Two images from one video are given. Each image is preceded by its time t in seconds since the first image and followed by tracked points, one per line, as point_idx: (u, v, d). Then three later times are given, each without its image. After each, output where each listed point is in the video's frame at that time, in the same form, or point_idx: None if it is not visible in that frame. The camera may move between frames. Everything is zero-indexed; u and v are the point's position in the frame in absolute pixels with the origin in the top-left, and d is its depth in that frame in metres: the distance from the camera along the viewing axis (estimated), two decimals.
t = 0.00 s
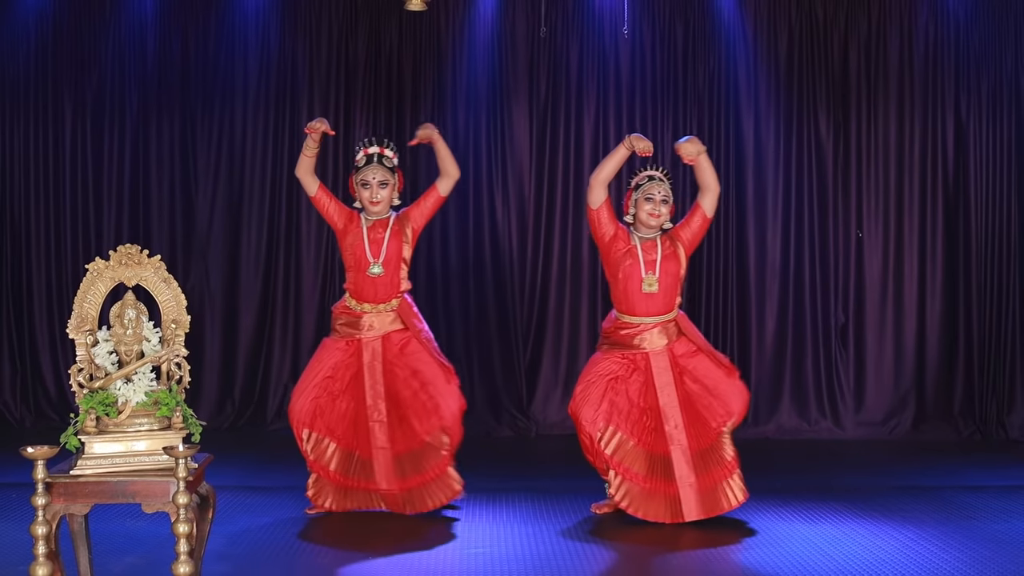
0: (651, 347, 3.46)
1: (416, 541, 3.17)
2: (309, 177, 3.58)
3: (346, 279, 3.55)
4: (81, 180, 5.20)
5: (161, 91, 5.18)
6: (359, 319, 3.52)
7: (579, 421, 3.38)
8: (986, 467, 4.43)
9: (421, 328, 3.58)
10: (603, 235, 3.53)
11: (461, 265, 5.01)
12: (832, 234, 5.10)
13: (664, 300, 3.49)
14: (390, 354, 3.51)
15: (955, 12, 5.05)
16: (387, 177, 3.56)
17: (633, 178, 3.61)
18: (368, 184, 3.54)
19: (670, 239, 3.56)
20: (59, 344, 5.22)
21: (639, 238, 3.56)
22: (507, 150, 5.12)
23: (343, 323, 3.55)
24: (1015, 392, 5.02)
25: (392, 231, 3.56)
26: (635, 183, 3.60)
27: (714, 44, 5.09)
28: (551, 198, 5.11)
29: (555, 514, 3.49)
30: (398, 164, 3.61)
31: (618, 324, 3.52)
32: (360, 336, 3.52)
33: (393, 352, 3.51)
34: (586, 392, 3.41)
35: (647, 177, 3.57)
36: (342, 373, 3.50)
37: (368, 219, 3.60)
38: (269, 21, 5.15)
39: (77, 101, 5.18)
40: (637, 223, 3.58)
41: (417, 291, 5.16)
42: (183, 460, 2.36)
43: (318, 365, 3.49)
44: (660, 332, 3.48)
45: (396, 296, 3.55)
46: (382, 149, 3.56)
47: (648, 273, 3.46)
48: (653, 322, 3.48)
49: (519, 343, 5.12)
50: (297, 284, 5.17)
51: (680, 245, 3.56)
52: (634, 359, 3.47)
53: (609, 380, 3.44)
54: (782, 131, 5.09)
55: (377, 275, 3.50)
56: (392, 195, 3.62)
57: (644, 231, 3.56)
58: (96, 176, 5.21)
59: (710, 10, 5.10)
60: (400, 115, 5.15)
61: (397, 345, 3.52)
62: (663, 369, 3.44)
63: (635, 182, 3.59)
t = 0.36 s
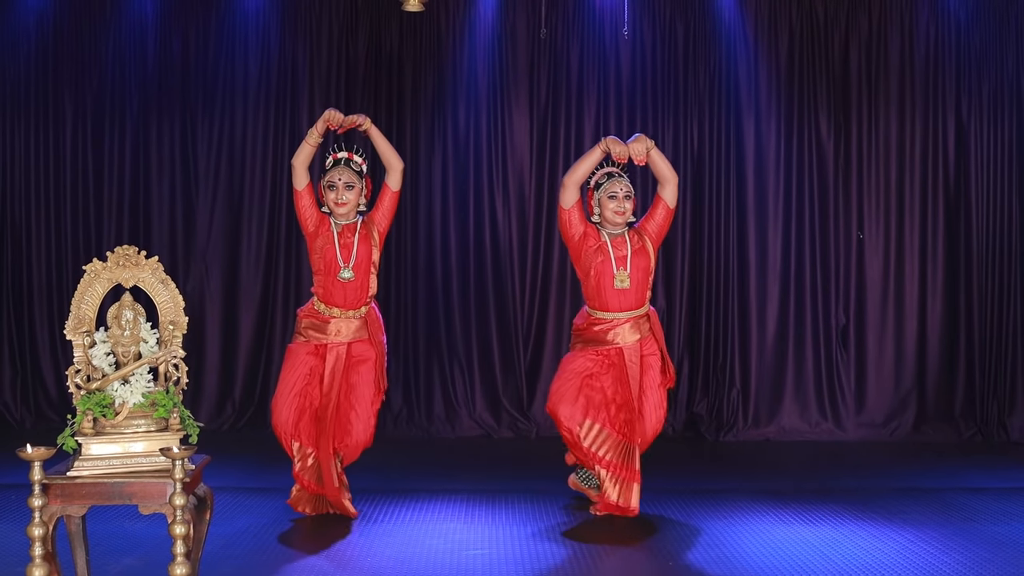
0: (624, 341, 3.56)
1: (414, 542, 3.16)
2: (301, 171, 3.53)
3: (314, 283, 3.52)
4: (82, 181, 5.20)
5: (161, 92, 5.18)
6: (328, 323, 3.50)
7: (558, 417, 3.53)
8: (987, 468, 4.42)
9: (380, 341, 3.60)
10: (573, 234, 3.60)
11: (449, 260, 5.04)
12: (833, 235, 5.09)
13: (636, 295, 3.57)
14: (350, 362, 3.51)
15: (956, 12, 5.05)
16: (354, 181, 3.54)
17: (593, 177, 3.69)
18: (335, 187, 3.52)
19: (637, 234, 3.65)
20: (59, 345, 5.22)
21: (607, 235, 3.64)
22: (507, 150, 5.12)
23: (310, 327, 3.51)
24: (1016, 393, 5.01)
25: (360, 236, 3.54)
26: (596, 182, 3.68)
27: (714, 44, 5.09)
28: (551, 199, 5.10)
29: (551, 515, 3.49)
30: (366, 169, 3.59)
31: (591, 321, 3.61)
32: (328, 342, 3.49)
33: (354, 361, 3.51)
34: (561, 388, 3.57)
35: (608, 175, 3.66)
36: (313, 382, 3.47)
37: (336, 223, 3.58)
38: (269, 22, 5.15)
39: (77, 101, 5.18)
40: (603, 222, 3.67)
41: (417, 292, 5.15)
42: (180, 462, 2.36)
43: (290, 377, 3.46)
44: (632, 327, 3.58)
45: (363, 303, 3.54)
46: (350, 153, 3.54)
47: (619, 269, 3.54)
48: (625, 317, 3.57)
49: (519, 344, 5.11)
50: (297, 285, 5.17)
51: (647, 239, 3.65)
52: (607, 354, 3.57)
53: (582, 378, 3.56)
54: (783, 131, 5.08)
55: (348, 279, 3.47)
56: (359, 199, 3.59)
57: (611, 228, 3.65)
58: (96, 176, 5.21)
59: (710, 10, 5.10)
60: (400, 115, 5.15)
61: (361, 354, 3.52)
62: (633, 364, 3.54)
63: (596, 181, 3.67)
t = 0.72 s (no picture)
0: (610, 353, 3.55)
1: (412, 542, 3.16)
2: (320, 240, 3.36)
3: (304, 284, 3.53)
4: (85, 181, 5.20)
5: (164, 93, 5.18)
6: (320, 326, 3.51)
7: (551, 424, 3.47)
8: (989, 470, 4.41)
9: (377, 331, 3.61)
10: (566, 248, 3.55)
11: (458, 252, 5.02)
12: (836, 236, 5.08)
13: (625, 309, 3.56)
14: (347, 359, 3.51)
15: (959, 13, 5.04)
16: (368, 188, 3.53)
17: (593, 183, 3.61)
18: (351, 191, 3.49)
19: (636, 250, 3.60)
20: (61, 344, 5.23)
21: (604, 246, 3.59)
22: (509, 150, 5.11)
23: (305, 330, 3.53)
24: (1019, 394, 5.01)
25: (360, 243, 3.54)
26: (595, 189, 3.61)
27: (717, 44, 5.08)
28: (554, 199, 5.10)
29: (552, 515, 3.48)
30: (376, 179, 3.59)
31: (579, 330, 3.61)
32: (323, 342, 3.50)
33: (350, 358, 3.52)
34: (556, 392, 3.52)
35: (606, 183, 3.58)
36: (300, 372, 3.50)
37: (338, 225, 3.54)
38: (271, 23, 5.15)
39: (80, 101, 5.18)
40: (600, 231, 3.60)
41: (419, 292, 5.15)
42: (180, 462, 2.36)
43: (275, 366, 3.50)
44: (620, 339, 3.57)
45: (355, 303, 3.55)
46: (366, 162, 3.55)
47: (612, 282, 3.53)
48: (613, 329, 3.57)
49: (521, 344, 5.11)
50: (299, 285, 5.17)
51: (648, 256, 3.60)
52: (595, 364, 3.57)
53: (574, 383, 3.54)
54: (785, 132, 5.07)
55: (340, 286, 3.49)
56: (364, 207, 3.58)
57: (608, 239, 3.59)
58: (100, 177, 5.21)
59: (713, 11, 5.09)
60: (402, 116, 5.15)
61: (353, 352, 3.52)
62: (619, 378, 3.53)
63: (594, 188, 3.60)
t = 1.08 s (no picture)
0: (630, 342, 3.55)
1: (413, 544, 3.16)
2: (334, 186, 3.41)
3: (308, 273, 3.51)
4: (86, 182, 5.20)
5: (165, 93, 5.17)
6: (322, 317, 3.49)
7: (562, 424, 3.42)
8: (992, 472, 4.40)
9: (381, 320, 3.63)
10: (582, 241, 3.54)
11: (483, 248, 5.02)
12: (837, 237, 5.08)
13: (647, 298, 3.57)
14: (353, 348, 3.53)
15: (960, 14, 5.04)
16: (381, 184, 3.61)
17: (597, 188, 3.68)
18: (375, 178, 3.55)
19: (652, 240, 3.63)
20: (62, 345, 5.22)
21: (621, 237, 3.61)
22: (510, 151, 5.11)
23: (304, 325, 3.49)
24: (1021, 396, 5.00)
25: (369, 238, 3.56)
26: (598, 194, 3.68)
27: (718, 45, 5.08)
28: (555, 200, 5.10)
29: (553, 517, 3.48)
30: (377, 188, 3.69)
31: (598, 321, 3.58)
32: (324, 338, 3.49)
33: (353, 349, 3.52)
34: (573, 393, 3.46)
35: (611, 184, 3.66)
36: (309, 376, 3.47)
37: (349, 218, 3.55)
38: (272, 23, 5.15)
39: (81, 102, 5.18)
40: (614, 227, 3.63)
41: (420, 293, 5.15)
42: (178, 463, 2.36)
43: (283, 374, 3.44)
44: (639, 329, 3.57)
45: (357, 295, 3.55)
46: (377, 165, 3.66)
47: (634, 272, 3.53)
48: (633, 319, 3.56)
49: (521, 346, 5.10)
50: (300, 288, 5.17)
51: (663, 245, 3.64)
52: (614, 356, 3.55)
53: (592, 381, 3.49)
54: (787, 132, 5.06)
55: (346, 273, 3.48)
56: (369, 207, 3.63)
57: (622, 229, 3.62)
58: (101, 178, 5.21)
59: (715, 12, 5.09)
60: (404, 115, 5.15)
61: (359, 340, 3.54)
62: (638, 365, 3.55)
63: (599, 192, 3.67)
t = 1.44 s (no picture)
0: (731, 346, 3.56)
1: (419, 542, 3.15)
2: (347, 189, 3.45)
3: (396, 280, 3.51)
4: (86, 181, 5.20)
5: (166, 94, 5.17)
6: (415, 317, 3.47)
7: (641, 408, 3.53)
8: (994, 472, 4.39)
9: (478, 323, 3.55)
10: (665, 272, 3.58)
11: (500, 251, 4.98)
12: (839, 237, 5.07)
13: (745, 303, 3.57)
14: (450, 351, 3.47)
15: (962, 13, 5.03)
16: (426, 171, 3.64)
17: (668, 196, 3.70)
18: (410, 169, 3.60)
19: (738, 241, 3.63)
20: (63, 345, 5.22)
21: (704, 245, 3.63)
22: (511, 151, 5.10)
23: (399, 323, 3.49)
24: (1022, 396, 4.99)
25: (440, 228, 3.54)
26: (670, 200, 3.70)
27: (719, 46, 5.08)
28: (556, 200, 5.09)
29: (556, 518, 3.47)
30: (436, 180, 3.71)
31: (697, 324, 3.62)
32: (417, 337, 3.47)
33: (450, 349, 3.48)
34: (655, 384, 3.55)
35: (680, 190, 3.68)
36: (391, 373, 3.47)
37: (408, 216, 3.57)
38: (273, 24, 5.15)
39: (82, 101, 5.18)
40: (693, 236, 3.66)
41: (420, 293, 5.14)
42: (177, 464, 2.35)
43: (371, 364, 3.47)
44: (741, 332, 3.57)
45: (449, 291, 3.52)
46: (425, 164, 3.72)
47: (724, 281, 3.54)
48: (733, 323, 3.56)
49: (523, 346, 5.10)
50: (301, 288, 5.17)
51: (750, 244, 3.63)
52: (711, 356, 3.58)
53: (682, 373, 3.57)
54: (788, 132, 5.06)
55: (428, 269, 3.46)
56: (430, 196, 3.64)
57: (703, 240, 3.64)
58: (101, 178, 5.21)
59: (716, 12, 5.09)
60: (404, 113, 5.14)
61: (454, 342, 3.48)
62: (735, 370, 3.53)
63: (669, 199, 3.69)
